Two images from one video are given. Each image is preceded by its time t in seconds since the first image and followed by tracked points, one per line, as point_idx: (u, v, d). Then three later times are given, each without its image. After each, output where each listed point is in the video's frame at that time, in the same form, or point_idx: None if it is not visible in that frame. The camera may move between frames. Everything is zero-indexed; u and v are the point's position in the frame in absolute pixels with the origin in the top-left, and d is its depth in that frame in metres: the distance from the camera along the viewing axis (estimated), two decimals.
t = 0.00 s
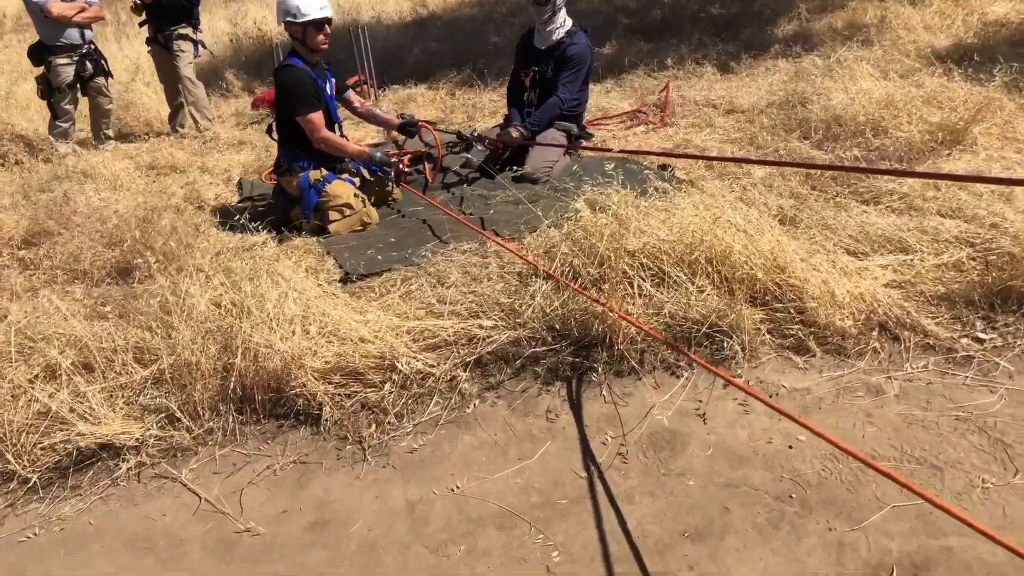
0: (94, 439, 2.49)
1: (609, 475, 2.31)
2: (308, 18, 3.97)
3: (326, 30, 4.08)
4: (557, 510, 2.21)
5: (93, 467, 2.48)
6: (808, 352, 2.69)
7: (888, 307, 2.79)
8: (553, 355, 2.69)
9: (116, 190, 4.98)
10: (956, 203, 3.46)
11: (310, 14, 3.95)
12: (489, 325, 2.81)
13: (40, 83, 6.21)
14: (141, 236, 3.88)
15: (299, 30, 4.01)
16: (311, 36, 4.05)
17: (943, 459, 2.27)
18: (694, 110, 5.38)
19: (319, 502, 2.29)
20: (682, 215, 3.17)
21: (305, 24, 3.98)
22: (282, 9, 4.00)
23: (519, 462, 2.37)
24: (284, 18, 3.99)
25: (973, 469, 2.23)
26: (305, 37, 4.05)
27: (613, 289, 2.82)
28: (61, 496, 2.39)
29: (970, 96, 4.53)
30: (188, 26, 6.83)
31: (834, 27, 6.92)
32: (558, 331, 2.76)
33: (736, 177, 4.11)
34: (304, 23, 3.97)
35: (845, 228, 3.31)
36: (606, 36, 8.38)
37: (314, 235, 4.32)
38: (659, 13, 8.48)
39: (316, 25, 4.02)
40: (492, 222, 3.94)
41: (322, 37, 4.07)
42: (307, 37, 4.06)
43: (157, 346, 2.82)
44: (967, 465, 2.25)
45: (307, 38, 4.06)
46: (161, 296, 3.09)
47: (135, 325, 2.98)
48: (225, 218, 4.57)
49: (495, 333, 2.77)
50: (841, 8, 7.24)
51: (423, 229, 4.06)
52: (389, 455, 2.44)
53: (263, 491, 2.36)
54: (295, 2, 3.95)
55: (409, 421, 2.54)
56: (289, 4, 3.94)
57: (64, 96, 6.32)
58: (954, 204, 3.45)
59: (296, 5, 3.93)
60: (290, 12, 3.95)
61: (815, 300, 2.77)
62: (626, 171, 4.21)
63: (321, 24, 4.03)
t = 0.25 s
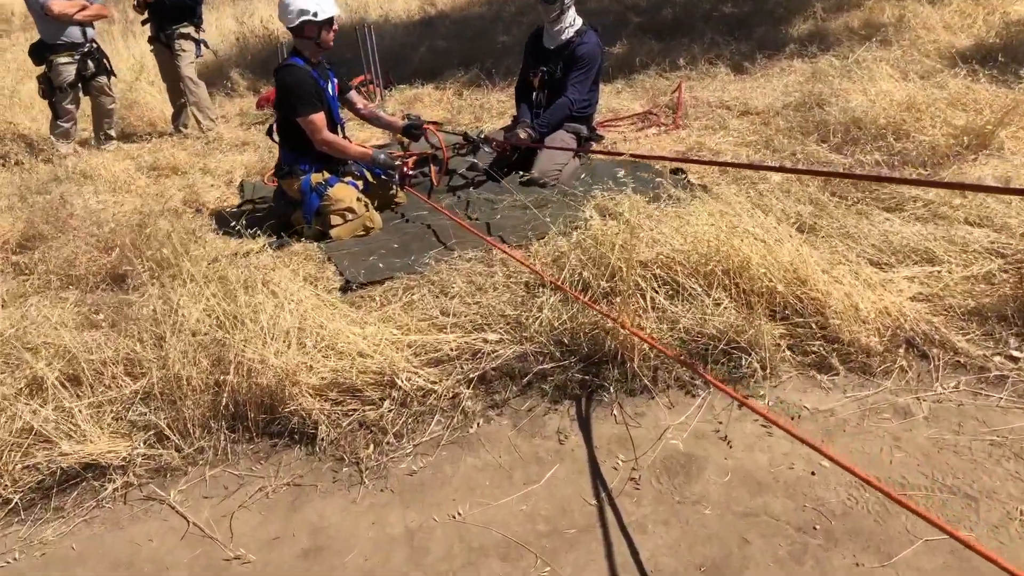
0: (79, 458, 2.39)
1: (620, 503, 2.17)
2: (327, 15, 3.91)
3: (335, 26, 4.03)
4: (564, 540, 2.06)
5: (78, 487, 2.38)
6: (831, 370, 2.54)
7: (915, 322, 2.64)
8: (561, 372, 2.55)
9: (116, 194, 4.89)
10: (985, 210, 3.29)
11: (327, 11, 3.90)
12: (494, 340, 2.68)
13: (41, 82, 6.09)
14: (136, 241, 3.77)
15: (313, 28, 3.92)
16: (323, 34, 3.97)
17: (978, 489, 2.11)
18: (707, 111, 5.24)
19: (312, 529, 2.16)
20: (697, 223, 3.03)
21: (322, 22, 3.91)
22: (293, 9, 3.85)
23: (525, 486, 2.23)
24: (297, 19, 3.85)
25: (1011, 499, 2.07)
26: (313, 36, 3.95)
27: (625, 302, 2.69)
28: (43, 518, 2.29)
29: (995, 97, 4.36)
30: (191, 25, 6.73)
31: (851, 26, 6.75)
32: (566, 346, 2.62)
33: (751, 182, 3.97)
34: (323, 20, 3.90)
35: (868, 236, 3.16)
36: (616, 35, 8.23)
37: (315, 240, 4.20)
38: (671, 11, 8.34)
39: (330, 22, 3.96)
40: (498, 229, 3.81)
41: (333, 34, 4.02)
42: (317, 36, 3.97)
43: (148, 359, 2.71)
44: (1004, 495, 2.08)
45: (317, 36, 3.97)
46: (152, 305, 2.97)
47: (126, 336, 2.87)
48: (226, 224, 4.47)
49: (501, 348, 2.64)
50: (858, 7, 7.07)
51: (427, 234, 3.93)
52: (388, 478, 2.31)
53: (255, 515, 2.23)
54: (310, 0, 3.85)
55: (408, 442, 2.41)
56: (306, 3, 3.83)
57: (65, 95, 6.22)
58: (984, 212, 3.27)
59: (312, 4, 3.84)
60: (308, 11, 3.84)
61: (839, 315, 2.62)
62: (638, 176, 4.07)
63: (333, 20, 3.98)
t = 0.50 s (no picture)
0: (55, 491, 2.25)
1: (631, 546, 2.00)
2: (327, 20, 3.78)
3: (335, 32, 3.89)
4: None
5: (54, 522, 2.24)
6: (857, 400, 2.37)
7: (946, 347, 2.46)
8: (567, 401, 2.40)
9: (110, 202, 4.77)
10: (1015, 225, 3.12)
11: (328, 15, 3.77)
12: (496, 364, 2.53)
13: (37, 86, 5.97)
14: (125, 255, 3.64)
15: (313, 33, 3.77)
16: (322, 39, 3.83)
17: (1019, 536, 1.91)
18: (718, 117, 5.07)
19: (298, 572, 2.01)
20: (711, 239, 2.87)
21: (322, 27, 3.77)
22: (292, 11, 3.72)
23: (528, 526, 2.08)
24: (295, 21, 3.71)
25: None
26: (312, 40, 3.81)
27: (635, 324, 2.53)
28: (15, 556, 2.15)
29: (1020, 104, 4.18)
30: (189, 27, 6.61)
31: (865, 29, 6.58)
32: (573, 371, 2.47)
33: (766, 194, 3.80)
34: (323, 25, 3.77)
35: (891, 252, 2.99)
36: (624, 37, 8.07)
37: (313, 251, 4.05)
38: (679, 14, 8.18)
39: (331, 27, 3.83)
40: (502, 241, 3.66)
41: (333, 40, 3.88)
42: (316, 40, 3.83)
43: (130, 381, 2.56)
44: None
45: (316, 41, 3.83)
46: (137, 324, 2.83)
47: (110, 357, 2.73)
48: (220, 235, 4.32)
49: (503, 372, 2.49)
50: (872, 9, 6.90)
51: (428, 246, 3.78)
52: (382, 515, 2.16)
53: (239, 555, 2.08)
54: (311, 4, 3.73)
55: (404, 475, 2.26)
56: (306, 7, 3.71)
57: (62, 99, 6.09)
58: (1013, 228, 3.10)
59: (312, 7, 3.72)
60: (308, 14, 3.71)
61: (863, 340, 2.46)
62: (647, 187, 3.91)
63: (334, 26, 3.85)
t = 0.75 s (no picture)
0: (26, 526, 2.11)
1: None
2: (323, 29, 3.63)
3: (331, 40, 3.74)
4: None
5: (26, 560, 2.11)
6: (882, 432, 2.22)
7: (975, 374, 2.30)
8: (572, 431, 2.26)
9: (101, 212, 4.64)
10: None
11: (323, 24, 3.61)
12: (497, 390, 2.39)
13: (30, 90, 5.86)
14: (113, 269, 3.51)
15: (305, 39, 3.64)
16: (316, 46, 3.70)
17: None
18: (726, 123, 4.93)
19: None
20: (722, 257, 2.74)
21: (316, 35, 3.63)
22: (287, 13, 3.59)
23: (531, 568, 1.92)
24: (288, 24, 3.59)
25: None
26: (305, 45, 3.68)
27: (645, 348, 2.39)
28: None
29: None
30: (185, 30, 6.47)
31: (876, 32, 6.42)
32: (579, 399, 2.33)
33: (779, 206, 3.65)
34: (316, 33, 3.62)
35: (912, 269, 2.84)
36: (628, 41, 7.93)
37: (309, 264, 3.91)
38: (685, 17, 8.04)
39: (326, 36, 3.68)
40: (503, 256, 3.53)
41: (328, 48, 3.74)
42: (309, 47, 3.70)
43: (110, 406, 2.42)
44: None
45: (309, 48, 3.70)
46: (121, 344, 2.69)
47: (91, 380, 2.60)
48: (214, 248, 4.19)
49: (504, 400, 2.35)
50: (882, 12, 6.74)
51: (425, 259, 3.64)
52: (374, 554, 2.02)
53: None
54: (307, 8, 3.58)
55: (398, 511, 2.12)
56: (301, 11, 3.57)
57: (55, 103, 5.96)
58: None
59: (308, 13, 3.57)
60: (301, 18, 3.57)
61: (887, 367, 2.31)
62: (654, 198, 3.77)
63: (331, 35, 3.70)
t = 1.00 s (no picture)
0: None
1: None
2: (311, 38, 3.46)
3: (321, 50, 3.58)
4: None
5: None
6: (913, 478, 2.02)
7: (1014, 411, 2.11)
8: (574, 472, 2.08)
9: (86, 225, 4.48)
10: None
11: (311, 33, 3.45)
12: (491, 424, 2.24)
13: (17, 98, 5.67)
14: (91, 288, 3.35)
15: (292, 46, 3.48)
16: (306, 56, 3.54)
17: None
18: (734, 133, 4.75)
19: None
20: (734, 280, 2.56)
21: (304, 43, 3.47)
22: (276, 18, 3.45)
23: None
24: (274, 29, 3.45)
25: None
26: (293, 53, 3.52)
27: (654, 384, 2.21)
28: None
29: None
30: (178, 35, 6.30)
31: (886, 38, 6.25)
32: (581, 437, 2.15)
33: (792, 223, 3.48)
34: (304, 41, 3.46)
35: (936, 292, 2.66)
36: (631, 47, 7.77)
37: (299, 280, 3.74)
38: (689, 22, 7.87)
39: (315, 46, 3.51)
40: (501, 274, 3.35)
41: (317, 59, 3.58)
42: (297, 56, 3.54)
43: (76, 442, 2.25)
44: None
45: (297, 57, 3.54)
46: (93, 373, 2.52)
47: (57, 412, 2.42)
48: (202, 263, 4.03)
49: (499, 436, 2.19)
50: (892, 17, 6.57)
51: (419, 276, 3.46)
52: None
53: None
54: (297, 15, 3.43)
55: (384, 563, 1.94)
56: (290, 17, 3.42)
57: (42, 110, 5.78)
58: None
59: (297, 20, 3.42)
60: (289, 25, 3.42)
61: (916, 403, 2.13)
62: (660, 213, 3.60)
63: (320, 45, 3.53)
